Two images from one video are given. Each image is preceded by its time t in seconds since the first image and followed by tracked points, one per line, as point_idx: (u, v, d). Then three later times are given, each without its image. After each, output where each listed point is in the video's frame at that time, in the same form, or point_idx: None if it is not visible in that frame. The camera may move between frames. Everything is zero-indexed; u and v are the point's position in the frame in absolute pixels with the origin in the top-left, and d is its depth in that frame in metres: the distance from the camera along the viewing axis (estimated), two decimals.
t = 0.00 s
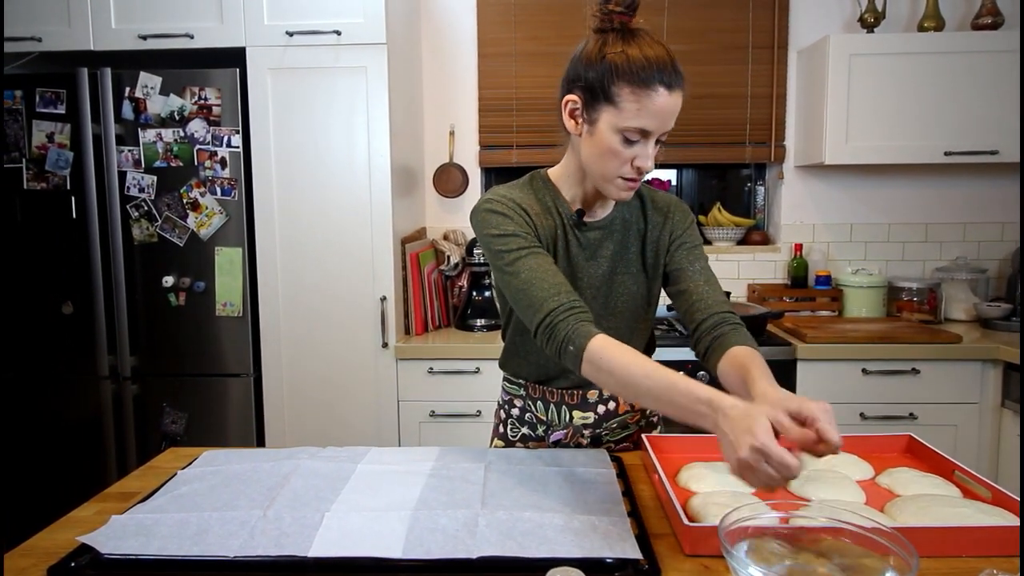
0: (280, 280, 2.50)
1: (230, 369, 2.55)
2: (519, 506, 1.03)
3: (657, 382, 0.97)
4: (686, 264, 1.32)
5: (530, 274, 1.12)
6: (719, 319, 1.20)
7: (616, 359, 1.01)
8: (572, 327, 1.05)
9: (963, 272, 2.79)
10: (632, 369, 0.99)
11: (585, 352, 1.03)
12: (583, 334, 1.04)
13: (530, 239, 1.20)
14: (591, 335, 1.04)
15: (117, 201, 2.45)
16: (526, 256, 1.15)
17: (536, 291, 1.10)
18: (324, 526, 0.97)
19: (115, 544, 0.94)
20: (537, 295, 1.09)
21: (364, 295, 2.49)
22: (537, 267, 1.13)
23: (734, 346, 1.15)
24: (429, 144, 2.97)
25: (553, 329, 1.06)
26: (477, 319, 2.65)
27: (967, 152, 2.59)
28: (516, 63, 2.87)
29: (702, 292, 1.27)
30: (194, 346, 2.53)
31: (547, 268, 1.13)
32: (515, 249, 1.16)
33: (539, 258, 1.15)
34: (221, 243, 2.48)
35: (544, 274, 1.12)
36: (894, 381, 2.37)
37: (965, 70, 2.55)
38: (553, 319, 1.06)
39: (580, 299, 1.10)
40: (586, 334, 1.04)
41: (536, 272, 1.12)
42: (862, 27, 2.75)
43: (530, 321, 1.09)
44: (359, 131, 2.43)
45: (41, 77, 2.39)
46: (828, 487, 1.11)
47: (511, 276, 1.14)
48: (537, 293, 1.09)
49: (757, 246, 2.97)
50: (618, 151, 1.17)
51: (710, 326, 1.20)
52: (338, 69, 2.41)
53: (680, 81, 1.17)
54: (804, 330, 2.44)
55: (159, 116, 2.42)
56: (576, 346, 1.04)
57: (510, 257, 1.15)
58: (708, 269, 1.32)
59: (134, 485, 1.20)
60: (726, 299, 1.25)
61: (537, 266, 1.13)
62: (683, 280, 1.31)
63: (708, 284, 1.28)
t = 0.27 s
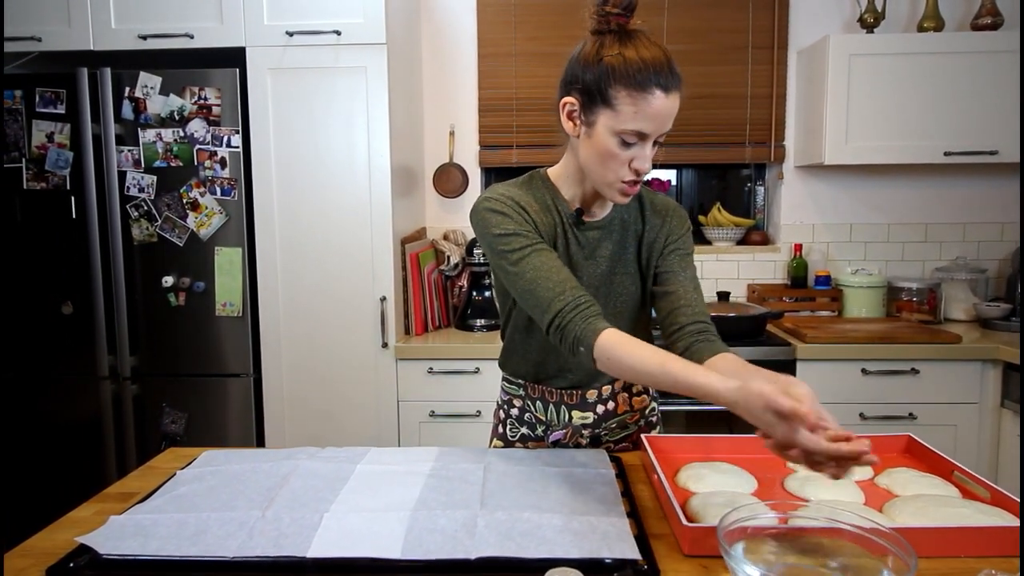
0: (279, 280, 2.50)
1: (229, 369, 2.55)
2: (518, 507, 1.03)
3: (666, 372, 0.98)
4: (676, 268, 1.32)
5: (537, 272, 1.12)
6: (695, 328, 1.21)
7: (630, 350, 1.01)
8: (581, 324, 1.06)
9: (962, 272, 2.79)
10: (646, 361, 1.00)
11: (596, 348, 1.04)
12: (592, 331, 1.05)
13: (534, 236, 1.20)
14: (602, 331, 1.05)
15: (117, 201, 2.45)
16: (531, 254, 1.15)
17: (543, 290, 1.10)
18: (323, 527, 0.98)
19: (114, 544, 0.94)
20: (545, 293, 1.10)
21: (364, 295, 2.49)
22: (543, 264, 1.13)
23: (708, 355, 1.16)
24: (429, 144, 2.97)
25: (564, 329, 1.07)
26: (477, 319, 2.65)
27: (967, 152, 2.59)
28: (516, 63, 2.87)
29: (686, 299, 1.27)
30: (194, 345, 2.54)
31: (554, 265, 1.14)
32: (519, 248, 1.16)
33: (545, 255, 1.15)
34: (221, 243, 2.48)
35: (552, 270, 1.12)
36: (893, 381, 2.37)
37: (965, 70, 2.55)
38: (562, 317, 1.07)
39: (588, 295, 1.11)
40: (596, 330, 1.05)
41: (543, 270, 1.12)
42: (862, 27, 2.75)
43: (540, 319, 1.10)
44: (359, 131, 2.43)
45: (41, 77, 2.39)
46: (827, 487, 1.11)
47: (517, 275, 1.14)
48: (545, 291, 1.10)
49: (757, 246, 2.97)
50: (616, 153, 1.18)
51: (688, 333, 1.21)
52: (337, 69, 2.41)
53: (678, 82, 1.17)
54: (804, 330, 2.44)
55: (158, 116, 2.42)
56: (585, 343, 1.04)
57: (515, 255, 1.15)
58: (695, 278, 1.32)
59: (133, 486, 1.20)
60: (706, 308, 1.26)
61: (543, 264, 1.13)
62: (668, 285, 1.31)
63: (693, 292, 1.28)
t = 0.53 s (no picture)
0: (278, 281, 2.50)
1: (229, 370, 2.55)
2: (516, 508, 1.03)
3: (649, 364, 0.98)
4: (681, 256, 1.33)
5: (527, 266, 1.12)
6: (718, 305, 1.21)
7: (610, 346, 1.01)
8: (569, 315, 1.05)
9: (961, 273, 2.79)
10: (629, 353, 1.00)
11: (581, 340, 1.03)
12: (580, 321, 1.04)
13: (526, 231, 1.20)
14: (589, 322, 1.04)
15: (115, 201, 2.45)
16: (521, 249, 1.15)
17: (533, 283, 1.10)
18: (321, 528, 0.97)
19: (111, 546, 0.94)
20: (534, 286, 1.10)
21: (363, 295, 2.49)
22: (533, 259, 1.13)
23: (733, 333, 1.16)
24: (428, 145, 2.97)
25: (551, 319, 1.06)
26: (476, 320, 2.65)
27: (966, 153, 2.59)
28: (515, 64, 2.87)
29: (700, 281, 1.27)
30: (193, 346, 2.53)
31: (543, 260, 1.14)
32: (511, 242, 1.16)
33: (535, 250, 1.15)
34: (220, 243, 2.48)
35: (541, 266, 1.12)
36: (892, 383, 2.37)
37: (963, 71, 2.56)
38: (550, 308, 1.06)
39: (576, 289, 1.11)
40: (583, 321, 1.04)
41: (532, 264, 1.12)
42: (861, 28, 2.75)
43: (528, 312, 1.10)
44: (358, 132, 2.43)
45: (39, 77, 2.39)
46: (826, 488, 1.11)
47: (508, 270, 1.14)
48: (534, 284, 1.10)
49: (756, 247, 2.97)
50: (600, 149, 1.18)
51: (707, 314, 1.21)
52: (336, 70, 2.41)
53: (660, 76, 1.17)
54: (803, 331, 2.44)
55: (157, 116, 2.42)
56: (573, 332, 1.04)
57: (507, 250, 1.16)
58: (705, 260, 1.32)
59: (131, 487, 1.20)
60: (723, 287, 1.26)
61: (533, 258, 1.14)
62: (680, 271, 1.31)
63: (705, 273, 1.29)
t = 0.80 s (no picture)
0: (278, 280, 2.50)
1: (228, 369, 2.54)
2: (515, 506, 1.03)
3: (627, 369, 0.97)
4: (677, 245, 1.33)
5: (515, 259, 1.13)
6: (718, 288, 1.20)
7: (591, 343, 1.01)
8: (550, 309, 1.05)
9: (960, 272, 2.79)
10: (602, 352, 1.00)
11: (560, 333, 1.03)
12: (559, 316, 1.04)
13: (520, 226, 1.21)
14: (567, 320, 1.04)
15: (114, 201, 2.44)
16: (512, 242, 1.16)
17: (519, 275, 1.11)
18: (320, 526, 0.97)
19: (110, 544, 0.94)
20: (520, 279, 1.10)
21: (362, 294, 2.49)
22: (522, 252, 1.14)
23: (734, 314, 1.15)
24: (428, 145, 2.97)
25: (531, 311, 1.06)
26: (476, 319, 2.65)
27: (965, 152, 2.59)
28: (514, 64, 2.87)
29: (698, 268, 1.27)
30: (192, 345, 2.53)
31: (532, 254, 1.14)
32: (505, 234, 1.17)
33: (525, 244, 1.16)
34: (219, 243, 2.48)
35: (528, 260, 1.13)
36: (891, 382, 2.37)
37: (962, 70, 2.56)
38: (531, 301, 1.07)
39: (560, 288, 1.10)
40: (562, 317, 1.04)
41: (520, 258, 1.13)
42: (860, 27, 2.75)
43: (511, 304, 1.10)
44: (357, 131, 2.43)
45: (38, 77, 2.39)
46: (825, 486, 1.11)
47: (498, 262, 1.16)
48: (521, 277, 1.10)
49: (755, 246, 2.98)
50: (590, 138, 1.20)
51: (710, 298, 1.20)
52: (336, 69, 2.41)
53: (642, 65, 1.19)
54: (802, 330, 2.44)
55: (156, 116, 2.42)
56: (552, 326, 1.04)
57: (499, 242, 1.17)
58: (702, 247, 1.32)
59: (130, 486, 1.20)
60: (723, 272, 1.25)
61: (523, 251, 1.14)
62: (677, 260, 1.31)
63: (703, 260, 1.28)
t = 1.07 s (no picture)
0: (278, 279, 2.50)
1: (228, 369, 2.54)
2: (515, 506, 1.03)
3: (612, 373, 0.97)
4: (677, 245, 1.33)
5: (516, 260, 1.15)
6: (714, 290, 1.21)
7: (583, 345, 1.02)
8: (546, 312, 1.07)
9: (960, 272, 2.79)
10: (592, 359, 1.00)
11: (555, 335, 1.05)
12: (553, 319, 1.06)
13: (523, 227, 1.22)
14: (563, 322, 1.06)
15: (115, 200, 2.45)
16: (514, 243, 1.18)
17: (518, 277, 1.13)
18: (320, 526, 0.97)
19: (111, 543, 0.94)
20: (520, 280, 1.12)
21: (363, 293, 2.49)
22: (524, 254, 1.16)
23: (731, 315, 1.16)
24: (428, 144, 2.97)
25: (530, 313, 1.08)
26: (476, 318, 2.65)
27: (965, 152, 2.59)
28: (514, 64, 2.87)
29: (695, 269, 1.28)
30: (192, 344, 2.53)
31: (533, 255, 1.16)
32: (507, 235, 1.19)
33: (526, 246, 1.17)
34: (219, 242, 2.48)
35: (529, 262, 1.15)
36: (892, 381, 2.37)
37: (962, 70, 2.56)
38: (530, 304, 1.08)
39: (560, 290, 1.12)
40: (557, 319, 1.06)
41: (521, 260, 1.15)
42: (861, 27, 2.75)
43: (513, 305, 1.12)
44: (358, 131, 2.43)
45: (39, 76, 2.39)
46: (825, 486, 1.11)
47: (501, 264, 1.18)
48: (520, 278, 1.12)
49: (755, 246, 2.98)
50: (589, 137, 1.21)
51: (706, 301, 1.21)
52: (336, 68, 2.41)
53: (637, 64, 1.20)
54: (802, 330, 2.44)
55: (157, 115, 2.42)
56: (547, 329, 1.06)
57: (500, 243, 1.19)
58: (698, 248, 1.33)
59: (131, 485, 1.20)
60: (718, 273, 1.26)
61: (525, 253, 1.16)
62: (676, 261, 1.32)
63: (700, 262, 1.29)
